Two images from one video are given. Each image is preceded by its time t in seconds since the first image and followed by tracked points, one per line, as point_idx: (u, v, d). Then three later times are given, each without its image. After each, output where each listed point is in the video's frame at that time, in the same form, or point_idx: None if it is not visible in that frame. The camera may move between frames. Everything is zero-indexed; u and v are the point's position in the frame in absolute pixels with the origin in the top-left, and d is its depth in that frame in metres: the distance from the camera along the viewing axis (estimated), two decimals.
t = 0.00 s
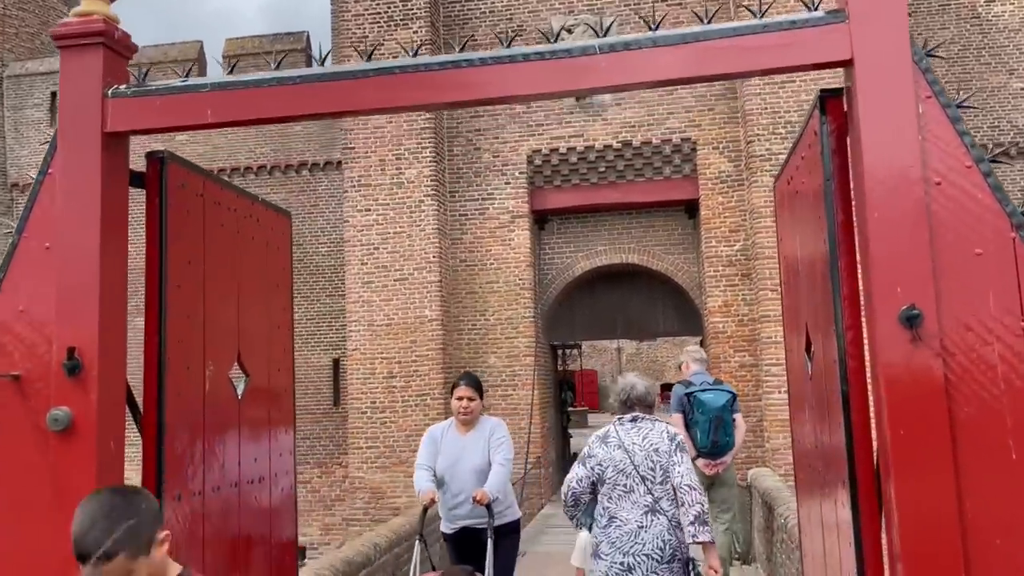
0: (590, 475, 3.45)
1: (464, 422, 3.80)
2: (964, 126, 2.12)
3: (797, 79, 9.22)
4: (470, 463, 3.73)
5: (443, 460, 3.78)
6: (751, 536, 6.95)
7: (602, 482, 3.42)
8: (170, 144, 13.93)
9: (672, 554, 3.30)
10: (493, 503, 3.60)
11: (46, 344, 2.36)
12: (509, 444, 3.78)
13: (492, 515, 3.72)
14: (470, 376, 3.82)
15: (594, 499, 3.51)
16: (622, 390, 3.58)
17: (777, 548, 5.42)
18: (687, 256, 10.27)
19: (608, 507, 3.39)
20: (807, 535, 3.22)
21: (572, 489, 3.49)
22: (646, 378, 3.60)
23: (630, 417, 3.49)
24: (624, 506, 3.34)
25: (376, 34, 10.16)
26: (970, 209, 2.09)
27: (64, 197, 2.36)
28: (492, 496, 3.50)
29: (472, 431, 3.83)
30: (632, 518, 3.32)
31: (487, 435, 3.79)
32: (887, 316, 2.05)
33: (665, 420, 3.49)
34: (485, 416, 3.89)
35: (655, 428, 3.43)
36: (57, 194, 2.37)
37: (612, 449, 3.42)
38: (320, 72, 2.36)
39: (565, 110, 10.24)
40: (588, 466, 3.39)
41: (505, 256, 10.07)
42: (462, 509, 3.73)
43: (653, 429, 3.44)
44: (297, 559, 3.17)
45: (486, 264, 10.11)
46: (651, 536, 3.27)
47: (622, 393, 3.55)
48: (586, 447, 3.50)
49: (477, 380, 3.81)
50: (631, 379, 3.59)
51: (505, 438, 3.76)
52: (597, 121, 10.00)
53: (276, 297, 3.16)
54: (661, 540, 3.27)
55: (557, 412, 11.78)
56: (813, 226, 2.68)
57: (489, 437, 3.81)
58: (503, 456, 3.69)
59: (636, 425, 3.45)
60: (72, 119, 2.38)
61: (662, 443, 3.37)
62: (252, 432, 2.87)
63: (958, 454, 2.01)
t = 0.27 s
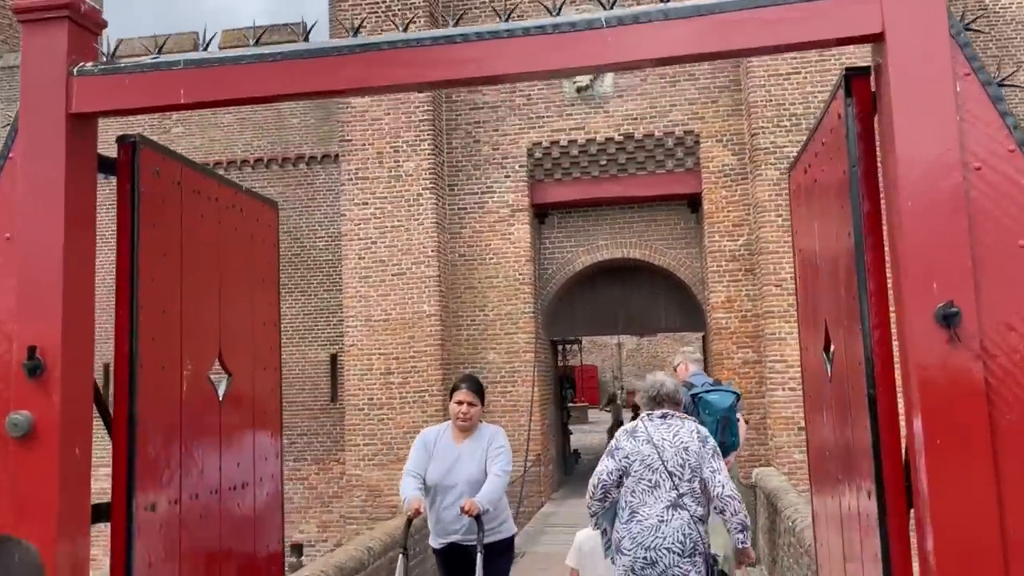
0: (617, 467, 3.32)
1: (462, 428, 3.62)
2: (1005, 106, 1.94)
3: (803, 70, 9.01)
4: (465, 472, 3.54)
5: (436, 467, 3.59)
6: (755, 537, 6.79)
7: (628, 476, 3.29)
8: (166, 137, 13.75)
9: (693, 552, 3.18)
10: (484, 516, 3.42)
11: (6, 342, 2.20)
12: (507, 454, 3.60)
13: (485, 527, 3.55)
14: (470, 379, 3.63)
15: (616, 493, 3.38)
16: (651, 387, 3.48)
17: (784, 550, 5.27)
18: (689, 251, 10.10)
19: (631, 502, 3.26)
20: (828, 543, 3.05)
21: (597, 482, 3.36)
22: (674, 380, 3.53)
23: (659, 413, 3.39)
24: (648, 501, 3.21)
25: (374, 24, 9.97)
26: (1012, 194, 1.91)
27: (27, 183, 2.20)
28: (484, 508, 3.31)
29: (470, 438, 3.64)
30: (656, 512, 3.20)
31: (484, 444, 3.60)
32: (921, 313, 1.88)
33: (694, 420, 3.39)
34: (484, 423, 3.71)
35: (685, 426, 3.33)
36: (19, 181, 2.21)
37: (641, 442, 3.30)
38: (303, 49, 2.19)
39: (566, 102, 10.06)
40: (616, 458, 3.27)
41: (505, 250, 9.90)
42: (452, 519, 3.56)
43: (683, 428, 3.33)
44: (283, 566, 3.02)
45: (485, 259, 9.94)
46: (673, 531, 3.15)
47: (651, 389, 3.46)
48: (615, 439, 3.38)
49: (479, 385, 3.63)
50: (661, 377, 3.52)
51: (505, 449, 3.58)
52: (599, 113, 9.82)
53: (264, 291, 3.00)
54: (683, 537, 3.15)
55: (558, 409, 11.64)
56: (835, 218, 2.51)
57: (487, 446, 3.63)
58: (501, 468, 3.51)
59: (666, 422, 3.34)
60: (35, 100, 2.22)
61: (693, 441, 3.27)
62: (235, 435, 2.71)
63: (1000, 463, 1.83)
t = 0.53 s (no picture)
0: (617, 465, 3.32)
1: (459, 424, 3.48)
2: None
3: (806, 60, 8.84)
4: (461, 472, 3.40)
5: (432, 464, 3.45)
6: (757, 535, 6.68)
7: (629, 474, 3.29)
8: (162, 129, 13.61)
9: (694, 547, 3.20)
10: (479, 518, 3.28)
11: None
12: (507, 452, 3.46)
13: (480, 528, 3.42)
14: (469, 373, 3.50)
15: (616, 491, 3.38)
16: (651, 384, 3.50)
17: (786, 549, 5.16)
18: (690, 244, 9.96)
19: (632, 499, 3.27)
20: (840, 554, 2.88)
21: (599, 480, 3.35)
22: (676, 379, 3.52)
23: (659, 411, 3.39)
24: (648, 497, 3.23)
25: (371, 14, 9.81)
26: None
27: None
28: (479, 511, 3.17)
29: (465, 435, 3.50)
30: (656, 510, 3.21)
31: (483, 441, 3.46)
32: (944, 305, 1.67)
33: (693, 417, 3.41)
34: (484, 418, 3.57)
35: (684, 423, 3.34)
36: None
37: (640, 440, 3.31)
38: (275, 22, 2.06)
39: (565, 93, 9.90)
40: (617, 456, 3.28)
41: (503, 243, 9.76)
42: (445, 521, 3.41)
43: (683, 425, 3.35)
44: (265, 567, 2.91)
45: (483, 252, 9.80)
46: (671, 528, 3.16)
47: (651, 388, 3.46)
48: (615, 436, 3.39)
49: (478, 377, 3.50)
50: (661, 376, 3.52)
51: (504, 447, 3.44)
52: (598, 104, 9.67)
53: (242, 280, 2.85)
54: (684, 533, 3.17)
55: (556, 404, 11.54)
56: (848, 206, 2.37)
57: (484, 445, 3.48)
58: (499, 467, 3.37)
59: (666, 419, 3.35)
60: None
61: (692, 438, 3.29)
62: (213, 434, 2.57)
63: None
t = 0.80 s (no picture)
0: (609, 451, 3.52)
1: (439, 418, 3.11)
2: None
3: (808, 48, 8.67)
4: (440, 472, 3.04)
5: (409, 462, 3.10)
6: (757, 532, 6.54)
7: (621, 458, 3.49)
8: (155, 120, 13.43)
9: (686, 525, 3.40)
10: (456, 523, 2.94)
11: None
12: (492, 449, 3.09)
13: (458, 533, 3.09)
14: (450, 361, 3.13)
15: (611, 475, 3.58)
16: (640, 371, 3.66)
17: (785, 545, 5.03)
18: (689, 236, 9.81)
19: (626, 482, 3.45)
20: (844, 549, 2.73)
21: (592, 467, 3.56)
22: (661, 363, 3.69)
23: (647, 396, 3.57)
24: (642, 481, 3.41)
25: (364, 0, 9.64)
26: None
27: None
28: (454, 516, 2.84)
29: (448, 429, 3.13)
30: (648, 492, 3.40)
31: (467, 437, 3.09)
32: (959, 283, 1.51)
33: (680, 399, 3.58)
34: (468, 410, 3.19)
35: (671, 407, 3.51)
36: None
37: (630, 426, 3.49)
38: None
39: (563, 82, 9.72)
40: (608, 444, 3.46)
41: (499, 235, 9.60)
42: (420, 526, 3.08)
43: (669, 408, 3.52)
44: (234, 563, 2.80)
45: (479, 244, 9.65)
46: (666, 511, 3.35)
47: (641, 372, 3.64)
48: (607, 423, 3.57)
49: (458, 365, 3.13)
50: (650, 361, 3.69)
51: (488, 445, 3.06)
52: (596, 93, 9.50)
53: (208, 265, 2.68)
54: (675, 512, 3.36)
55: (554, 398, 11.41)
56: (855, 182, 2.21)
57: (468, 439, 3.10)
58: (481, 468, 3.01)
59: (653, 404, 3.54)
60: None
61: (679, 421, 3.46)
62: (174, 429, 2.41)
63: None
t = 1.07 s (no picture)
0: (610, 456, 3.47)
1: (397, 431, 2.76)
2: None
3: (809, 39, 8.49)
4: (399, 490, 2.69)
5: (363, 480, 2.74)
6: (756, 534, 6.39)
7: (623, 462, 3.45)
8: (147, 113, 13.25)
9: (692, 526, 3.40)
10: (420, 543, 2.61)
11: None
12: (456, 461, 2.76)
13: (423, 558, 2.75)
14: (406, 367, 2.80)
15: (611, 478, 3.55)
16: (638, 376, 3.64)
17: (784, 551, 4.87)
18: (687, 230, 9.65)
19: (630, 485, 3.42)
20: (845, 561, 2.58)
21: (594, 471, 3.51)
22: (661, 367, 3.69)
23: (648, 400, 3.55)
24: (646, 484, 3.39)
25: None
26: None
27: None
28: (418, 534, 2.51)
29: (408, 440, 2.79)
30: (655, 496, 3.37)
31: (429, 447, 2.75)
32: (977, 275, 1.34)
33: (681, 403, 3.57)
34: (428, 420, 2.85)
35: (672, 411, 3.50)
36: None
37: (632, 429, 3.45)
38: None
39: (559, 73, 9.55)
40: (612, 448, 3.41)
41: (493, 229, 9.44)
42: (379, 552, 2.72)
43: (671, 412, 3.51)
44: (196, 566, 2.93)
45: (474, 238, 9.48)
46: (675, 514, 3.34)
47: (641, 376, 3.62)
48: (608, 428, 3.52)
49: (415, 370, 2.81)
50: (649, 366, 3.67)
51: (453, 457, 2.73)
52: (593, 85, 9.33)
53: (173, 268, 2.83)
54: (683, 515, 3.36)
55: (550, 396, 11.26)
56: (860, 169, 2.05)
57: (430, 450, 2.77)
58: (445, 483, 2.66)
59: (655, 408, 3.52)
60: None
61: (681, 425, 3.45)
62: (137, 429, 2.55)
63: None
